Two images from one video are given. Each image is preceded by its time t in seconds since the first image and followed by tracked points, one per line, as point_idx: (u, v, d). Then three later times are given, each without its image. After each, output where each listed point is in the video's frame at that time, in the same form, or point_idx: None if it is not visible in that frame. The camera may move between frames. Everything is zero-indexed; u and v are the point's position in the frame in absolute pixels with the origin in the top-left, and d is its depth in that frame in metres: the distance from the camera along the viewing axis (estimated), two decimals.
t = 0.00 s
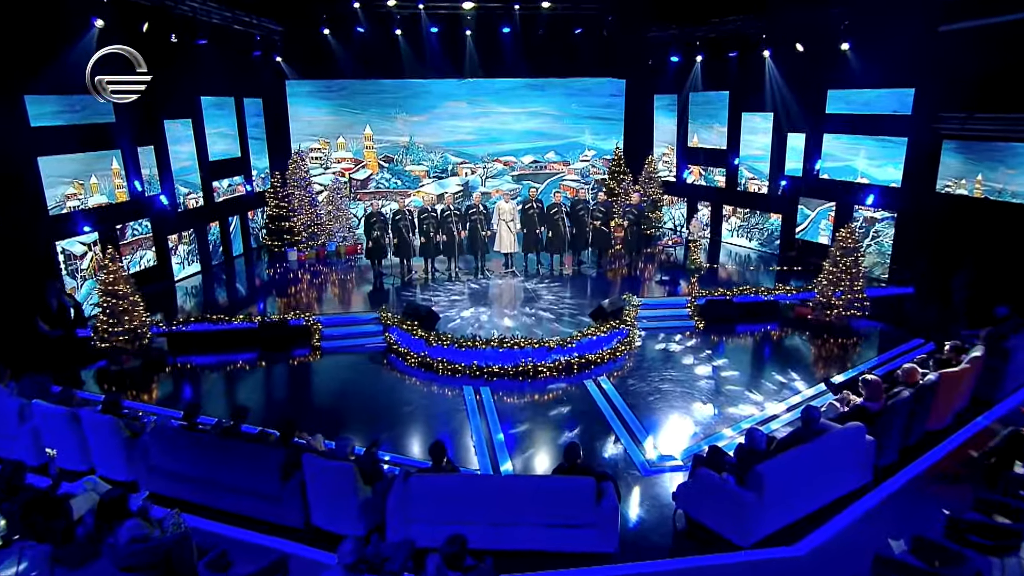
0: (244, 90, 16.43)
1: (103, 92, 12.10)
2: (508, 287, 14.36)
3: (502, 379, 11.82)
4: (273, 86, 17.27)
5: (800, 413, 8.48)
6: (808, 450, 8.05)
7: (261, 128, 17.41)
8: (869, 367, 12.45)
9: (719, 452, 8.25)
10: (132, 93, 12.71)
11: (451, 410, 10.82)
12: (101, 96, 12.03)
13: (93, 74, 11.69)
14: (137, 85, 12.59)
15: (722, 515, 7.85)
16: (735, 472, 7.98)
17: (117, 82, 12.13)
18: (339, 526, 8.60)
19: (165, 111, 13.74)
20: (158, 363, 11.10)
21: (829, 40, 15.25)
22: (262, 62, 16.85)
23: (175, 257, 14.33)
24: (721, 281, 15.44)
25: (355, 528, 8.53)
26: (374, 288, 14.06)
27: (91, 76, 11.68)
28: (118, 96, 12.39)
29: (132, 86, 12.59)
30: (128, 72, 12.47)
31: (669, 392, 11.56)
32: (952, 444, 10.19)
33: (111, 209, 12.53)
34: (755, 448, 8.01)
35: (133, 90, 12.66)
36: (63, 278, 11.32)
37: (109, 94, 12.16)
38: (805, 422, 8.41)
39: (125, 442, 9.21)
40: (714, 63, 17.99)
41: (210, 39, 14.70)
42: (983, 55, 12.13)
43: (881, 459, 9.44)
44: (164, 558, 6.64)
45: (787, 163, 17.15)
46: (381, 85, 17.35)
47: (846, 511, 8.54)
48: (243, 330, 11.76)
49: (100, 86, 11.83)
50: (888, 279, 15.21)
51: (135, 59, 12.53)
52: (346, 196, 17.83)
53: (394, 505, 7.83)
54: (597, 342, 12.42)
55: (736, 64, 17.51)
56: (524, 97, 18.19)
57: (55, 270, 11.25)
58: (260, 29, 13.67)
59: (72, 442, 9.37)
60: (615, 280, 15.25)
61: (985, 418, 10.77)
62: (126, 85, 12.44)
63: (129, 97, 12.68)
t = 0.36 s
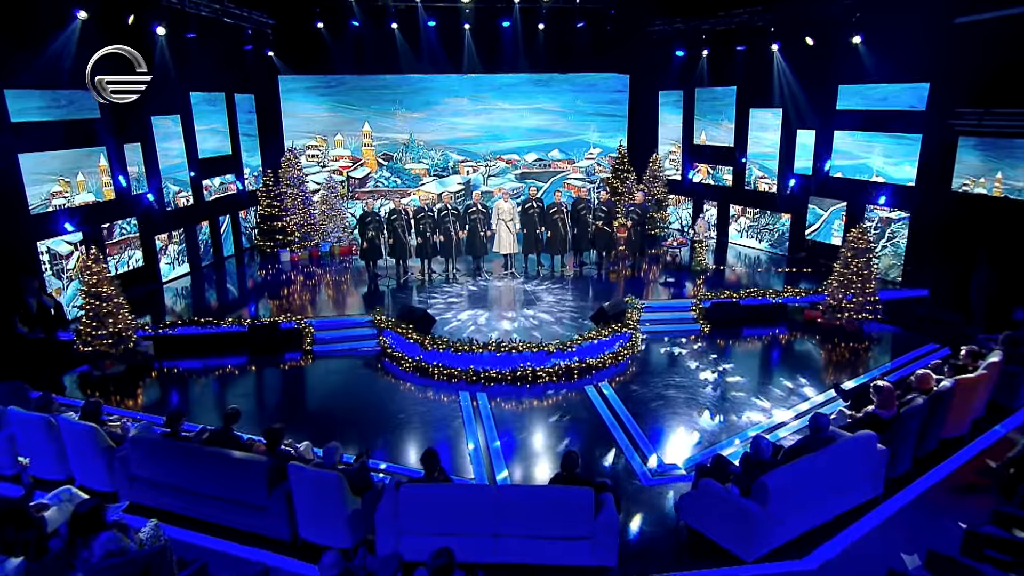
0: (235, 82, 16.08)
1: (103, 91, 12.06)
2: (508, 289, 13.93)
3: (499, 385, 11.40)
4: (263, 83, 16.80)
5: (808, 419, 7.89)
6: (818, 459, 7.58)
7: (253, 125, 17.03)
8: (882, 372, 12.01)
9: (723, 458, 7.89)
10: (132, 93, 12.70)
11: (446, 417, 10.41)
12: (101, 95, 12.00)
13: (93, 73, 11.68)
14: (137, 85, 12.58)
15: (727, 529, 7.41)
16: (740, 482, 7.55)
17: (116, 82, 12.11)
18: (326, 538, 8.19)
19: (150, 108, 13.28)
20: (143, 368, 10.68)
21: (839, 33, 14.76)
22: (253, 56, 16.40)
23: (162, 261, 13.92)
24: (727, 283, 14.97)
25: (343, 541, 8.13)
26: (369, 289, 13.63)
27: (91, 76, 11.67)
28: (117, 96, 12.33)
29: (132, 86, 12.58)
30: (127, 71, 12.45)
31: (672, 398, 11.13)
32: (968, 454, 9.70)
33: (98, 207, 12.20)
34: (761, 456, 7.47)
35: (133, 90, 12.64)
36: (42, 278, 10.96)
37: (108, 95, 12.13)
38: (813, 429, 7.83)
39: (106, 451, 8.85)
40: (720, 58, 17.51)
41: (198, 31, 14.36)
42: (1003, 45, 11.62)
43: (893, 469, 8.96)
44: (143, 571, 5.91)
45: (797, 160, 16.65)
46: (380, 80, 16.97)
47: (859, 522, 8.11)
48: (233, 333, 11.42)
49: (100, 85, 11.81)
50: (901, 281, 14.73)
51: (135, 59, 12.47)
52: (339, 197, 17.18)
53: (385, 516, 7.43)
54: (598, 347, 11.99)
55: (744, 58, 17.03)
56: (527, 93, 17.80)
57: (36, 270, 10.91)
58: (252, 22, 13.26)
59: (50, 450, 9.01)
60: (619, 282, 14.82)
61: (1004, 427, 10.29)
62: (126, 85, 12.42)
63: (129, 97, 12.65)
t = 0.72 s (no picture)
0: (227, 79, 15.76)
1: (103, 92, 11.97)
2: (509, 293, 13.54)
3: (497, 393, 11.02)
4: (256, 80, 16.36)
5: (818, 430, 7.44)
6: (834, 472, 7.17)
7: (247, 123, 16.64)
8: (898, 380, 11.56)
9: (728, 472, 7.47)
10: (132, 93, 12.59)
11: (442, 427, 10.02)
12: (101, 96, 11.92)
13: (93, 73, 11.63)
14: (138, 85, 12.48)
15: (735, 546, 6.97)
16: (746, 497, 7.01)
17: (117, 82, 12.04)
18: (314, 554, 7.80)
19: (141, 107, 12.94)
20: (130, 375, 10.38)
21: (851, 29, 14.30)
22: (247, 51, 16.01)
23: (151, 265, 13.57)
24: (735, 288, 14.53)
25: (331, 557, 7.74)
26: (365, 294, 13.21)
27: (90, 76, 11.60)
28: (117, 96, 12.23)
29: (132, 86, 12.49)
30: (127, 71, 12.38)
31: (676, 406, 10.73)
32: (988, 467, 9.22)
33: (86, 208, 11.88)
34: (768, 469, 6.99)
35: (134, 91, 12.55)
36: (26, 282, 10.68)
37: (108, 95, 12.04)
38: (823, 441, 7.36)
39: (88, 462, 8.49)
40: (729, 55, 17.06)
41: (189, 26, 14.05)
42: None
43: (908, 484, 8.47)
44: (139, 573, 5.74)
45: (807, 161, 16.16)
46: (380, 78, 16.61)
47: (875, 538, 7.66)
48: (223, 339, 11.07)
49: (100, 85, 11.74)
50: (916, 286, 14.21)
51: (134, 58, 12.40)
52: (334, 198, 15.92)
53: (375, 528, 6.87)
54: (600, 353, 11.59)
55: (753, 56, 16.58)
56: (532, 92, 17.40)
57: (21, 273, 10.60)
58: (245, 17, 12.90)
59: (29, 460, 8.67)
60: (622, 287, 14.39)
61: None
62: (126, 85, 12.34)
63: (130, 97, 12.57)
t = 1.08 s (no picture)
0: (219, 78, 15.46)
1: (103, 92, 11.92)
2: (510, 298, 13.17)
3: (496, 402, 10.65)
4: (251, 79, 16.02)
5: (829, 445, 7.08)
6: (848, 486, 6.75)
7: (242, 122, 16.28)
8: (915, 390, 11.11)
9: (733, 485, 6.99)
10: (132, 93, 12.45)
11: (438, 438, 9.64)
12: (101, 96, 11.88)
13: (93, 73, 11.62)
14: (138, 84, 12.37)
15: (742, 563, 6.57)
16: (752, 512, 6.64)
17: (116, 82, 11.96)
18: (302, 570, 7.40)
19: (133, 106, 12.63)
20: (116, 383, 10.06)
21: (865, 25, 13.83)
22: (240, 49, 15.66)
23: (140, 269, 13.26)
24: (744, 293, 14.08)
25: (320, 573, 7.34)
26: (362, 298, 12.85)
27: (90, 76, 11.58)
28: (117, 96, 12.13)
29: (132, 86, 12.37)
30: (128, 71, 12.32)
31: (681, 416, 10.33)
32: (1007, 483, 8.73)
33: (76, 209, 11.58)
34: (775, 483, 6.67)
35: (134, 90, 12.42)
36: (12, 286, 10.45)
37: (109, 95, 11.98)
38: (834, 455, 6.98)
39: (69, 474, 8.16)
40: (738, 53, 16.60)
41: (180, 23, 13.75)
42: None
43: (923, 500, 7.97)
44: None
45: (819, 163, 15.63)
46: (382, 76, 16.28)
47: (889, 555, 7.22)
48: (212, 345, 10.82)
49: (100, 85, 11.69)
50: (927, 291, 13.87)
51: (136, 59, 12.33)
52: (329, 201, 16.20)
53: (366, 541, 6.36)
54: (603, 361, 11.20)
55: (762, 53, 16.14)
56: (537, 90, 17.04)
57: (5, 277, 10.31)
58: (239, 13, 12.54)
59: (8, 470, 8.36)
60: (626, 292, 13.97)
61: None
62: (127, 85, 12.22)
63: (130, 97, 12.40)
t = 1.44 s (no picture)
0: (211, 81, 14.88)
1: (103, 91, 11.93)
2: (511, 305, 12.79)
3: (494, 412, 10.26)
4: (244, 79, 15.57)
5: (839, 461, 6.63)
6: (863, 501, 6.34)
7: (236, 124, 15.81)
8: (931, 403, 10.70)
9: (740, 500, 6.42)
10: (132, 92, 12.56)
11: (434, 450, 9.25)
12: (101, 96, 11.89)
13: (93, 73, 11.63)
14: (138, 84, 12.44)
15: None
16: (758, 531, 6.21)
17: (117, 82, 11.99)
18: None
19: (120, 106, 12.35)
20: (101, 393, 9.79)
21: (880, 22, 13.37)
22: (231, 48, 15.18)
23: (130, 274, 12.91)
24: (754, 301, 13.64)
25: None
26: (358, 304, 12.48)
27: (90, 75, 11.60)
28: (117, 95, 12.21)
29: (132, 86, 12.42)
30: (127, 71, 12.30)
31: (687, 429, 9.90)
32: None
33: (64, 211, 11.29)
34: (783, 501, 6.24)
35: (133, 90, 12.48)
36: None
37: (109, 95, 12.01)
38: (844, 472, 6.53)
39: (46, 486, 7.79)
40: (747, 51, 16.13)
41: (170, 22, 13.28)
42: None
43: (937, 519, 7.47)
44: None
45: (831, 166, 15.14)
46: (383, 76, 15.96)
47: None
48: (202, 353, 10.48)
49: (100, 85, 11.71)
50: (947, 298, 13.23)
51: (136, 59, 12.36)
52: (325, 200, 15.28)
53: (353, 560, 5.84)
54: (606, 371, 10.79)
55: (772, 52, 15.68)
56: (543, 90, 16.75)
57: None
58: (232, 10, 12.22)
59: None
60: (631, 299, 13.55)
61: None
62: (127, 85, 12.28)
63: (130, 96, 12.49)
